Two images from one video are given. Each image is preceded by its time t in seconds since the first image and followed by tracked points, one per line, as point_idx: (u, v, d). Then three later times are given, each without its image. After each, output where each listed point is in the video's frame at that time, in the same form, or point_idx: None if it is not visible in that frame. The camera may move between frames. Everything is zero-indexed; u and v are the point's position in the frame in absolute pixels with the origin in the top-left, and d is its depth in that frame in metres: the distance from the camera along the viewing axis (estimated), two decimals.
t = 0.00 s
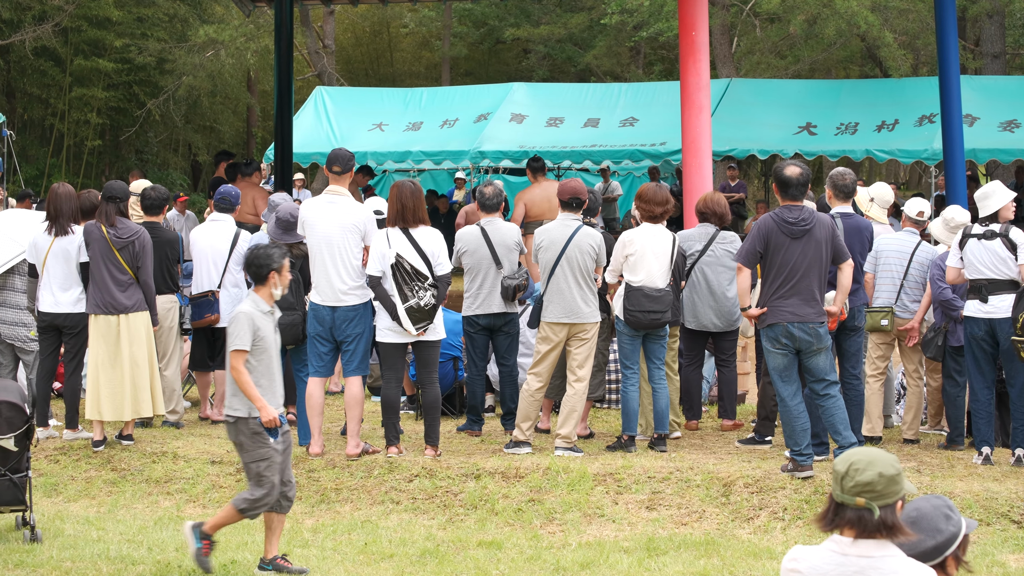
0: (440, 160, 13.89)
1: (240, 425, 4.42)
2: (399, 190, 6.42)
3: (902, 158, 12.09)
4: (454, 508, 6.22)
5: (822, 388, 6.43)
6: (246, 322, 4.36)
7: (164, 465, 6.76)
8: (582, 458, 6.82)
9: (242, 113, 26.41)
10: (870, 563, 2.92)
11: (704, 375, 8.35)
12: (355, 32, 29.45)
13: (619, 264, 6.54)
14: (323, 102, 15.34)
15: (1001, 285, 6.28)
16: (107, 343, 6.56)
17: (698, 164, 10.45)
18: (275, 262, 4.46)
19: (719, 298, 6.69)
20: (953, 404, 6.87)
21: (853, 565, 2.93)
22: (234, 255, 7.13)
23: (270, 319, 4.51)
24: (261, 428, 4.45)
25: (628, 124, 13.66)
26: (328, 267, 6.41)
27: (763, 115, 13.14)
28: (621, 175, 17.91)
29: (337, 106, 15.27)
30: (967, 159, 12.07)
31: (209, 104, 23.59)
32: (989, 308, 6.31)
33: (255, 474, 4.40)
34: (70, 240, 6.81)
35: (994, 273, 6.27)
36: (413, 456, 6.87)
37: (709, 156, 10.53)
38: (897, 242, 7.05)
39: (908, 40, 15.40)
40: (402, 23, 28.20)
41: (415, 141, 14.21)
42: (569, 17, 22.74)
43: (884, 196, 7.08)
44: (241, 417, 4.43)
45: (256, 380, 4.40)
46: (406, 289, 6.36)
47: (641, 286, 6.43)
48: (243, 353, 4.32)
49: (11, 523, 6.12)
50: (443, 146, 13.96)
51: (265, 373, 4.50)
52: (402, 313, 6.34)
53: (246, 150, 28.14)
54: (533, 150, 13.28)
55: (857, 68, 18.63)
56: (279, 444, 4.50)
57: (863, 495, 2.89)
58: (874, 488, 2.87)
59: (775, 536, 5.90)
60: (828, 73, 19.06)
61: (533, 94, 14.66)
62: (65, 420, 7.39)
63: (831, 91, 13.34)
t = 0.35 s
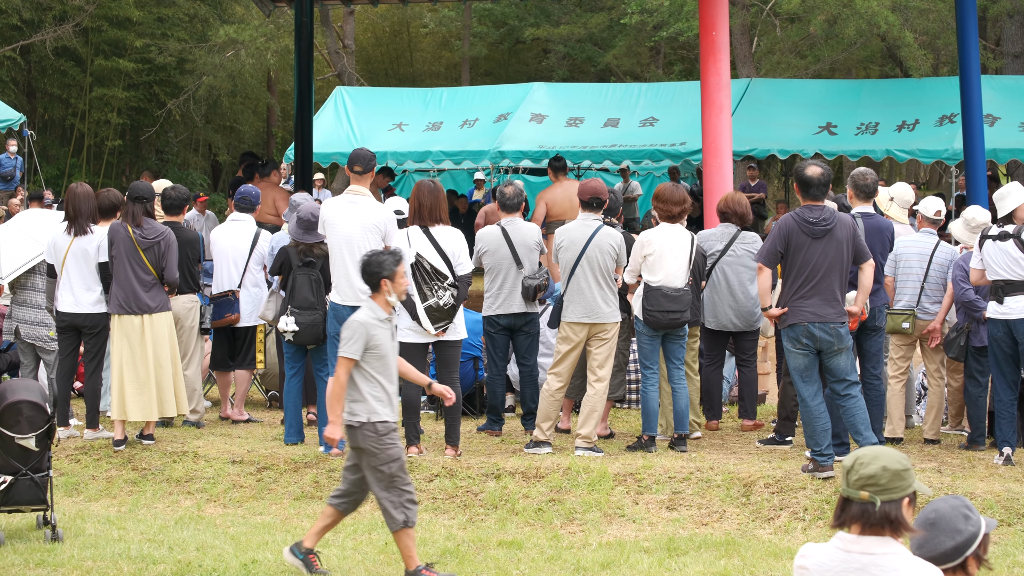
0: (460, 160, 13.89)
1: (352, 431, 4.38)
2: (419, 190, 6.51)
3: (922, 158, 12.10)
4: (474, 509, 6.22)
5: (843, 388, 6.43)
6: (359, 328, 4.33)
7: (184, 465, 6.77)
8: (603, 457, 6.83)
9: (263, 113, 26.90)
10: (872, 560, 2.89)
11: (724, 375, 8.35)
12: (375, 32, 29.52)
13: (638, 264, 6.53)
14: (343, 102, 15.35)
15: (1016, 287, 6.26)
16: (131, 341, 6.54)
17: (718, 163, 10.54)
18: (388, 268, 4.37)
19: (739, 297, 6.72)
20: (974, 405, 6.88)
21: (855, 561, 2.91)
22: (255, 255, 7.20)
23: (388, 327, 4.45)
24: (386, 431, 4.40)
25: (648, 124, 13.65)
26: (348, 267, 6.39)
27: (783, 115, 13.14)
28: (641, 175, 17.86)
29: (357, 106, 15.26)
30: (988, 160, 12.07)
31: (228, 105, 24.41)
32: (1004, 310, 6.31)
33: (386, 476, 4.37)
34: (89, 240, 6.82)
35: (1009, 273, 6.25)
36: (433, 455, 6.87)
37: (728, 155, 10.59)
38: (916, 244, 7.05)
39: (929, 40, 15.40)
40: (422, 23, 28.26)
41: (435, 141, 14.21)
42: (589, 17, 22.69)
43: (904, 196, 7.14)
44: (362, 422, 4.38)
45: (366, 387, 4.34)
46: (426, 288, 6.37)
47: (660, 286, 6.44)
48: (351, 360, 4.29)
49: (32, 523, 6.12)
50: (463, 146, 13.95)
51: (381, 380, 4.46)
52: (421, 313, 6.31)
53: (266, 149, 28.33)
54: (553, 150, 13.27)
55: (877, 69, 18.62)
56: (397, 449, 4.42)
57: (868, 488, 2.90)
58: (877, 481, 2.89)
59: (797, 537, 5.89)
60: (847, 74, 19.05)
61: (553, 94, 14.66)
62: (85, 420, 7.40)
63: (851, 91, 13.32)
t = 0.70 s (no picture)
0: (482, 160, 13.89)
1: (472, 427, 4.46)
2: (444, 190, 6.50)
3: (945, 158, 12.07)
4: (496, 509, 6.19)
5: (866, 389, 6.42)
6: (490, 327, 4.35)
7: (207, 465, 6.79)
8: (625, 458, 6.83)
9: (285, 113, 26.97)
10: (903, 560, 2.81)
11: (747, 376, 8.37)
12: (397, 32, 29.63)
13: (658, 264, 6.53)
14: (365, 102, 15.39)
15: None
16: (156, 342, 6.56)
17: (740, 163, 10.66)
18: (512, 266, 4.45)
19: (762, 298, 6.72)
20: (997, 405, 6.86)
21: (885, 561, 2.83)
22: (278, 254, 7.29)
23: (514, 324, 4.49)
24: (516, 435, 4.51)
25: (670, 124, 13.65)
26: (370, 267, 6.40)
27: (805, 115, 13.18)
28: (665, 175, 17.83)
29: (379, 106, 15.29)
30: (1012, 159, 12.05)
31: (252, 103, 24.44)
32: None
33: (470, 477, 4.42)
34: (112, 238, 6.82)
35: None
36: (455, 456, 6.87)
37: (751, 154, 10.76)
38: (933, 244, 7.03)
39: (952, 40, 15.40)
40: (445, 23, 28.28)
41: (458, 141, 14.22)
42: (612, 17, 22.68)
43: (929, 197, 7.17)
44: (476, 420, 4.47)
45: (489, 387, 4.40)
46: (449, 288, 6.40)
47: (682, 286, 6.43)
48: (487, 358, 4.31)
49: (55, 522, 6.12)
50: (485, 146, 13.93)
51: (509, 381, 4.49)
52: (445, 312, 6.37)
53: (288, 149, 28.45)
54: (575, 150, 13.27)
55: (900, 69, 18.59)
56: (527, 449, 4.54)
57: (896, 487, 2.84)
58: (906, 480, 2.82)
59: (819, 537, 5.88)
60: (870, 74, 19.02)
61: (575, 94, 14.65)
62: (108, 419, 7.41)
63: (873, 91, 13.33)
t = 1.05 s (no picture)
0: (505, 160, 13.91)
1: (603, 427, 4.52)
2: (467, 190, 6.51)
3: (968, 158, 12.08)
4: (520, 509, 6.17)
5: (889, 390, 6.41)
6: (612, 323, 4.40)
7: (230, 464, 6.81)
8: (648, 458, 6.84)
9: (308, 113, 27.08)
10: (962, 560, 2.79)
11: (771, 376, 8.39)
12: (420, 32, 29.74)
13: (680, 265, 6.51)
14: (388, 102, 15.42)
15: None
16: (180, 342, 6.59)
17: (763, 164, 10.70)
18: (640, 262, 4.47)
19: (785, 297, 6.73)
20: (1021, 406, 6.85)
21: (943, 562, 2.80)
22: (300, 254, 7.36)
23: (638, 319, 4.52)
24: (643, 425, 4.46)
25: (693, 125, 13.67)
26: (394, 267, 6.41)
27: (828, 115, 13.22)
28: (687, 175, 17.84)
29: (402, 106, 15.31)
30: None
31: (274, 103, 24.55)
32: None
33: (638, 470, 4.41)
34: (133, 238, 6.81)
35: None
36: (478, 456, 6.87)
37: (775, 155, 10.74)
38: (947, 245, 7.05)
39: (975, 40, 15.46)
40: (467, 23, 28.37)
41: (480, 141, 14.24)
42: (635, 17, 22.70)
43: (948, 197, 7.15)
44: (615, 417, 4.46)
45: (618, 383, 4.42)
46: (473, 287, 6.37)
47: (703, 286, 6.43)
48: (607, 355, 4.36)
49: (79, 520, 6.12)
50: (508, 146, 13.96)
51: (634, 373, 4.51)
52: (469, 312, 6.36)
53: (311, 149, 28.61)
54: (597, 150, 13.29)
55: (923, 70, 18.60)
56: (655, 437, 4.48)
57: (956, 491, 2.77)
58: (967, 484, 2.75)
59: (842, 537, 5.87)
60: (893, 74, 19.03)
61: (598, 94, 14.67)
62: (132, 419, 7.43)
63: (896, 91, 13.33)
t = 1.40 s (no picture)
0: (528, 160, 13.91)
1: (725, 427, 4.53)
2: (490, 190, 6.53)
3: (992, 158, 12.07)
4: (543, 509, 6.17)
5: (913, 390, 6.37)
6: (743, 328, 4.38)
7: (254, 464, 6.83)
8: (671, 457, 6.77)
9: (331, 113, 27.19)
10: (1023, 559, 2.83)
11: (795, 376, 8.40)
12: (443, 33, 29.97)
13: (703, 265, 6.46)
14: (411, 102, 15.45)
15: None
16: (204, 342, 6.60)
17: (786, 164, 10.72)
18: (769, 265, 4.41)
19: (808, 297, 6.71)
20: None
21: (1006, 562, 2.82)
22: (324, 255, 7.45)
23: (768, 323, 4.45)
24: (769, 432, 4.42)
25: (716, 125, 13.67)
26: (418, 267, 6.41)
27: (853, 115, 13.21)
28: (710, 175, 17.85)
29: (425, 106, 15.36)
30: None
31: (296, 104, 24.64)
32: None
33: (760, 479, 4.39)
34: (154, 237, 6.82)
35: None
36: (501, 456, 6.87)
37: (797, 156, 10.83)
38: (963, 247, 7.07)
39: (999, 40, 15.48)
40: (491, 23, 28.45)
41: (503, 141, 14.24)
42: (658, 17, 22.69)
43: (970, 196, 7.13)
44: (744, 422, 4.44)
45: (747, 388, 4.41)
46: (496, 287, 6.37)
47: (726, 287, 6.38)
48: (736, 360, 4.36)
49: (103, 519, 6.14)
50: (530, 146, 13.96)
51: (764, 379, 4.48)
52: (493, 312, 6.35)
53: (333, 148, 28.74)
54: (620, 150, 13.31)
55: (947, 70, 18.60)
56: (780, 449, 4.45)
57: None
58: None
59: (865, 538, 5.87)
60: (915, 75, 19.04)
61: (621, 94, 14.66)
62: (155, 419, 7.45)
63: (920, 91, 13.31)
